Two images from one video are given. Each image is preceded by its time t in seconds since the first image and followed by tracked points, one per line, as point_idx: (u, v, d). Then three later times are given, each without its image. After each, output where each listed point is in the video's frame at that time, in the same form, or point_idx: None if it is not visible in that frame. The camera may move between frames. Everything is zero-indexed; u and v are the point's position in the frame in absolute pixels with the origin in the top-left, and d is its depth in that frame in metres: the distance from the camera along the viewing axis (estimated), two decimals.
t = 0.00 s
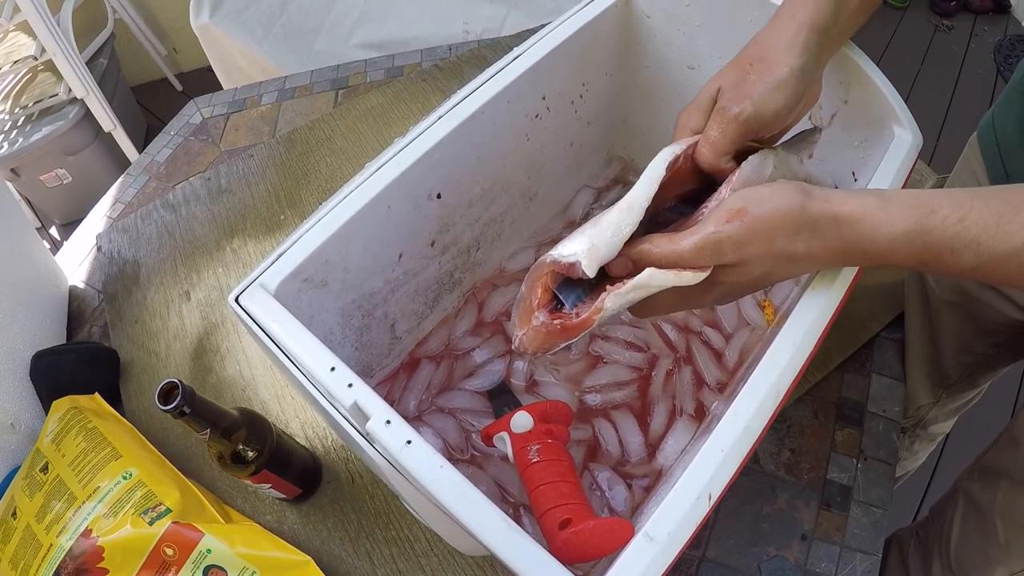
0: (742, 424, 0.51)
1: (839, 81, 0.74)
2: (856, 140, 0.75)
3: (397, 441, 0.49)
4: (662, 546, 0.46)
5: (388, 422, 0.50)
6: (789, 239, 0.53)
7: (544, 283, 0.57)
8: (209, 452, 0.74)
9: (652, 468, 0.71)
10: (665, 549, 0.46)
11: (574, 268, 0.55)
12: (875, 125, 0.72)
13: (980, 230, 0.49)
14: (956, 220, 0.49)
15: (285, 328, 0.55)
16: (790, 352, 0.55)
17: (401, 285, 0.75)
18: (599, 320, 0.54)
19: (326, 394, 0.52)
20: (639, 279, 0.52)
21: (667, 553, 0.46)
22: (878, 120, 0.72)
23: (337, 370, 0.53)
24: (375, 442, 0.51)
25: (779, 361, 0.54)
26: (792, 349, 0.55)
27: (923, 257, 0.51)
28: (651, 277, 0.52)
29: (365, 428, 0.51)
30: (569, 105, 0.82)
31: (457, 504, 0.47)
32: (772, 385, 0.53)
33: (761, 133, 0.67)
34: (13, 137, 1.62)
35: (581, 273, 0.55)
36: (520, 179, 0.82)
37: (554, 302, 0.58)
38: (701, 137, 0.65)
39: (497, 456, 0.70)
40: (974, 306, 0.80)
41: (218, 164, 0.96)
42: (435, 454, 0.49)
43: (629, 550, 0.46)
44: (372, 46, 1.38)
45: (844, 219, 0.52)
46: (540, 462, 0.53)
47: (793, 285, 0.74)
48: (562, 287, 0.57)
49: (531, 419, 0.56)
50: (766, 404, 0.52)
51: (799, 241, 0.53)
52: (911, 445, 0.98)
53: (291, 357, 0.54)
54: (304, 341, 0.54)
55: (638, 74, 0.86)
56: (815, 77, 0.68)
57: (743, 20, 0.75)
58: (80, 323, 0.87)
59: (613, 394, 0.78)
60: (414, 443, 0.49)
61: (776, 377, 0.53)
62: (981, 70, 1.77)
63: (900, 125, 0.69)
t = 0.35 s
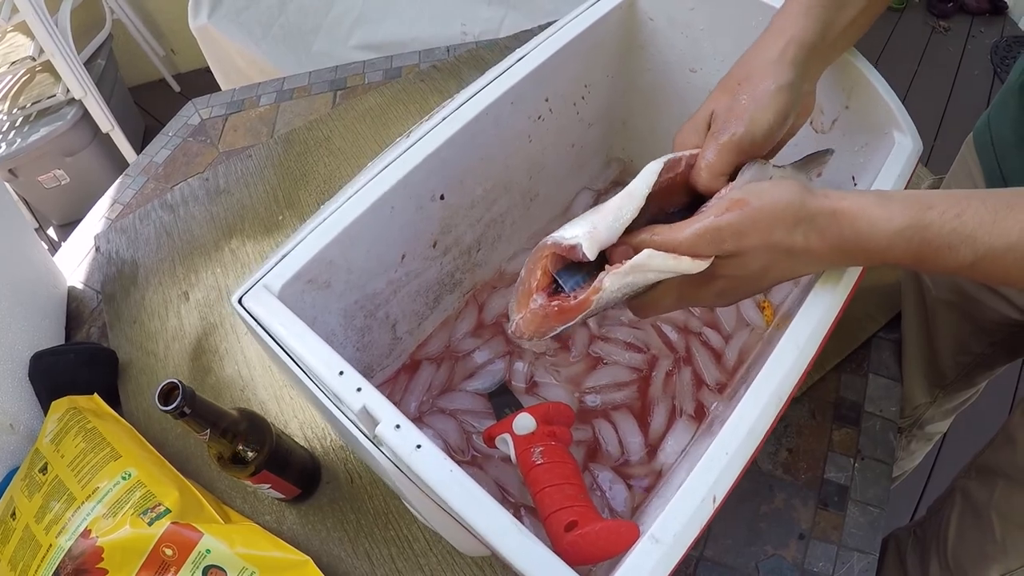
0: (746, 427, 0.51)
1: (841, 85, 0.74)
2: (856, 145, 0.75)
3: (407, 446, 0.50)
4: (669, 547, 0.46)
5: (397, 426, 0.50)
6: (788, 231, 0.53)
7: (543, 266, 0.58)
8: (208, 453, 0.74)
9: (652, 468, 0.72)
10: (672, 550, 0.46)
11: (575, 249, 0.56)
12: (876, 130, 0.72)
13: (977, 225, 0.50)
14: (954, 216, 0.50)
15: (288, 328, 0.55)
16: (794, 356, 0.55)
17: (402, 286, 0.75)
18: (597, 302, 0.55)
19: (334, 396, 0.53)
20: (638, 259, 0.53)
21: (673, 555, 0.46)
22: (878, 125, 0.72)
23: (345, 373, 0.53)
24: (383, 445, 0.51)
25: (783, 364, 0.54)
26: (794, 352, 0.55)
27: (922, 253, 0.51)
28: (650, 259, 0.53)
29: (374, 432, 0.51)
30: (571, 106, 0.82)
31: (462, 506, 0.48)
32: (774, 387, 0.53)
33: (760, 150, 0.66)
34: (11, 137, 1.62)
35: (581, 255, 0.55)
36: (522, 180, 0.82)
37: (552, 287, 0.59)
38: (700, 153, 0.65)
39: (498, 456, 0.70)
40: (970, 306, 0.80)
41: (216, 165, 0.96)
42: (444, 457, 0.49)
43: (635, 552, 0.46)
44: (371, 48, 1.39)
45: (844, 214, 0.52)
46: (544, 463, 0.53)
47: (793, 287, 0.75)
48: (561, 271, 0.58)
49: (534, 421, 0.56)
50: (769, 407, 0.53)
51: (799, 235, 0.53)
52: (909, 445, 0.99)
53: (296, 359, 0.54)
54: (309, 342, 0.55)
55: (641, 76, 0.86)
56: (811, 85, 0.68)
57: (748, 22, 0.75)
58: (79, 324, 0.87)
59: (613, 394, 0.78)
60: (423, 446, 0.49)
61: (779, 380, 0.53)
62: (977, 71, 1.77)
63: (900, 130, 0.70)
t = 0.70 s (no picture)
0: (752, 424, 0.51)
1: (843, 86, 0.74)
2: (858, 146, 0.75)
3: (416, 442, 0.50)
4: (675, 545, 0.46)
5: (406, 422, 0.50)
6: (784, 212, 0.54)
7: (532, 259, 0.58)
8: (208, 450, 0.74)
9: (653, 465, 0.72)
10: (678, 547, 0.46)
11: (561, 243, 0.56)
12: (878, 131, 0.72)
13: (974, 208, 0.48)
14: (952, 199, 0.49)
15: (292, 323, 0.55)
16: (795, 355, 0.55)
17: (404, 283, 0.75)
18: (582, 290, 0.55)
19: (341, 392, 0.52)
20: (614, 246, 0.53)
21: (679, 553, 0.46)
22: (880, 126, 0.72)
23: (353, 370, 0.53)
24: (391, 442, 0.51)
25: (787, 363, 0.54)
26: (799, 351, 0.55)
27: (921, 235, 0.50)
28: (625, 245, 0.53)
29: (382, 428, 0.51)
30: (574, 103, 0.82)
31: (470, 503, 0.48)
32: (779, 385, 0.53)
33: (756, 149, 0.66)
34: (11, 134, 1.62)
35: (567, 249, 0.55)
36: (523, 177, 0.82)
37: (543, 278, 0.59)
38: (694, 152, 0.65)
39: (498, 453, 0.70)
40: (969, 306, 0.81)
41: (217, 162, 0.96)
42: (454, 454, 0.49)
43: (642, 549, 0.46)
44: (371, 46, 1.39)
45: (843, 196, 0.52)
46: (548, 461, 0.53)
47: (794, 285, 0.74)
48: (552, 264, 0.58)
49: (537, 418, 0.56)
50: (773, 406, 0.53)
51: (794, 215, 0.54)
52: (909, 445, 0.99)
53: (302, 356, 0.54)
54: (313, 337, 0.55)
55: (644, 74, 0.86)
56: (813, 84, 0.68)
57: (751, 22, 0.75)
58: (79, 321, 0.87)
59: (616, 393, 0.78)
60: (432, 443, 0.50)
61: (783, 380, 0.54)
62: (977, 72, 1.77)
63: (902, 131, 0.70)
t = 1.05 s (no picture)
0: (742, 412, 0.51)
1: (839, 76, 0.75)
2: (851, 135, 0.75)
3: (401, 427, 0.49)
4: (664, 533, 0.46)
5: (390, 407, 0.50)
6: (795, 158, 0.55)
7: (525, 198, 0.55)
8: (211, 447, 0.74)
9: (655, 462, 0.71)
10: (667, 536, 0.46)
11: (561, 178, 0.53)
12: (871, 117, 0.72)
13: (981, 160, 0.50)
14: (959, 151, 0.51)
15: (289, 316, 0.55)
16: (790, 340, 0.54)
17: (404, 279, 0.75)
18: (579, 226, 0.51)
19: (328, 378, 0.52)
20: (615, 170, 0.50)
21: (667, 542, 0.46)
22: (873, 113, 0.72)
23: (339, 357, 0.53)
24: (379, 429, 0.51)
25: (780, 348, 0.54)
26: (792, 335, 0.55)
27: (929, 188, 0.51)
28: (622, 172, 0.51)
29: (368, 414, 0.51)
30: (569, 101, 0.81)
31: (459, 491, 0.47)
32: (773, 372, 0.53)
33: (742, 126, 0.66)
34: (13, 132, 1.62)
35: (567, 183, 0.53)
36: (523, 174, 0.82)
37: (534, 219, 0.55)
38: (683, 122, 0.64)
39: (499, 449, 0.70)
40: (969, 304, 0.82)
41: (220, 160, 0.96)
42: (437, 438, 0.49)
43: (630, 537, 0.46)
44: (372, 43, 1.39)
45: (851, 148, 0.54)
46: (542, 452, 0.53)
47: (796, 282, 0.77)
48: (545, 204, 0.55)
49: (533, 411, 0.56)
50: (765, 394, 0.52)
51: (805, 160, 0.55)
52: (911, 444, 0.99)
53: (295, 346, 0.54)
54: (307, 328, 0.54)
55: (640, 71, 0.86)
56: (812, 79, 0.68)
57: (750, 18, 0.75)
58: (81, 319, 0.87)
59: (615, 387, 0.78)
60: (415, 427, 0.49)
61: (777, 364, 0.53)
62: (980, 71, 1.77)
63: (896, 117, 0.69)
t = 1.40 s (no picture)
0: (747, 413, 0.51)
1: (845, 76, 0.74)
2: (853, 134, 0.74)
3: (404, 427, 0.49)
4: (668, 534, 0.46)
5: (394, 407, 0.50)
6: (786, 167, 0.55)
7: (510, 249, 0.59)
8: (212, 446, 0.74)
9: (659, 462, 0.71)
10: (671, 538, 0.46)
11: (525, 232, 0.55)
12: (875, 119, 0.71)
13: (970, 156, 0.48)
14: (950, 149, 0.49)
15: (291, 316, 0.55)
16: (794, 341, 0.54)
17: (406, 279, 0.75)
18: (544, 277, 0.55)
19: (331, 379, 0.52)
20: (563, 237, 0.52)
21: (670, 544, 0.46)
22: (877, 115, 0.71)
23: (343, 356, 0.53)
24: (381, 429, 0.50)
25: (783, 351, 0.53)
26: (797, 336, 0.54)
27: (920, 188, 0.50)
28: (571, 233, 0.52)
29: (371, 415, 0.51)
30: (572, 99, 0.81)
31: (463, 492, 0.47)
32: (775, 373, 0.52)
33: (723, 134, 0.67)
34: (13, 130, 1.62)
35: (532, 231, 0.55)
36: (526, 173, 0.82)
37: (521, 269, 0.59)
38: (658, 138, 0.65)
39: (501, 449, 0.70)
40: (969, 300, 0.82)
41: (220, 158, 0.96)
42: (440, 440, 0.49)
43: (633, 539, 0.46)
44: (374, 42, 1.38)
45: (840, 152, 0.54)
46: (544, 452, 0.53)
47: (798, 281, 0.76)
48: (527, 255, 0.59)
49: (535, 412, 0.56)
50: (768, 397, 0.52)
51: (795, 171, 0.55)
52: (913, 444, 0.99)
53: (296, 346, 0.54)
54: (309, 327, 0.54)
55: (644, 70, 0.86)
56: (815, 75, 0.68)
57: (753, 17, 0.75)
58: (81, 317, 0.86)
59: (618, 388, 0.78)
60: (419, 428, 0.49)
61: (780, 366, 0.53)
62: (981, 71, 1.76)
63: (901, 118, 0.69)
